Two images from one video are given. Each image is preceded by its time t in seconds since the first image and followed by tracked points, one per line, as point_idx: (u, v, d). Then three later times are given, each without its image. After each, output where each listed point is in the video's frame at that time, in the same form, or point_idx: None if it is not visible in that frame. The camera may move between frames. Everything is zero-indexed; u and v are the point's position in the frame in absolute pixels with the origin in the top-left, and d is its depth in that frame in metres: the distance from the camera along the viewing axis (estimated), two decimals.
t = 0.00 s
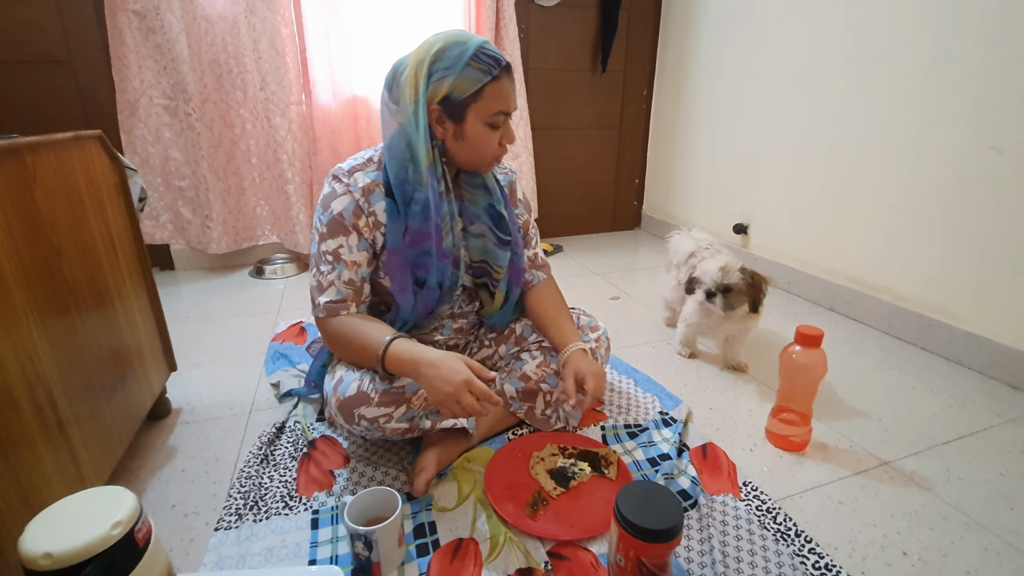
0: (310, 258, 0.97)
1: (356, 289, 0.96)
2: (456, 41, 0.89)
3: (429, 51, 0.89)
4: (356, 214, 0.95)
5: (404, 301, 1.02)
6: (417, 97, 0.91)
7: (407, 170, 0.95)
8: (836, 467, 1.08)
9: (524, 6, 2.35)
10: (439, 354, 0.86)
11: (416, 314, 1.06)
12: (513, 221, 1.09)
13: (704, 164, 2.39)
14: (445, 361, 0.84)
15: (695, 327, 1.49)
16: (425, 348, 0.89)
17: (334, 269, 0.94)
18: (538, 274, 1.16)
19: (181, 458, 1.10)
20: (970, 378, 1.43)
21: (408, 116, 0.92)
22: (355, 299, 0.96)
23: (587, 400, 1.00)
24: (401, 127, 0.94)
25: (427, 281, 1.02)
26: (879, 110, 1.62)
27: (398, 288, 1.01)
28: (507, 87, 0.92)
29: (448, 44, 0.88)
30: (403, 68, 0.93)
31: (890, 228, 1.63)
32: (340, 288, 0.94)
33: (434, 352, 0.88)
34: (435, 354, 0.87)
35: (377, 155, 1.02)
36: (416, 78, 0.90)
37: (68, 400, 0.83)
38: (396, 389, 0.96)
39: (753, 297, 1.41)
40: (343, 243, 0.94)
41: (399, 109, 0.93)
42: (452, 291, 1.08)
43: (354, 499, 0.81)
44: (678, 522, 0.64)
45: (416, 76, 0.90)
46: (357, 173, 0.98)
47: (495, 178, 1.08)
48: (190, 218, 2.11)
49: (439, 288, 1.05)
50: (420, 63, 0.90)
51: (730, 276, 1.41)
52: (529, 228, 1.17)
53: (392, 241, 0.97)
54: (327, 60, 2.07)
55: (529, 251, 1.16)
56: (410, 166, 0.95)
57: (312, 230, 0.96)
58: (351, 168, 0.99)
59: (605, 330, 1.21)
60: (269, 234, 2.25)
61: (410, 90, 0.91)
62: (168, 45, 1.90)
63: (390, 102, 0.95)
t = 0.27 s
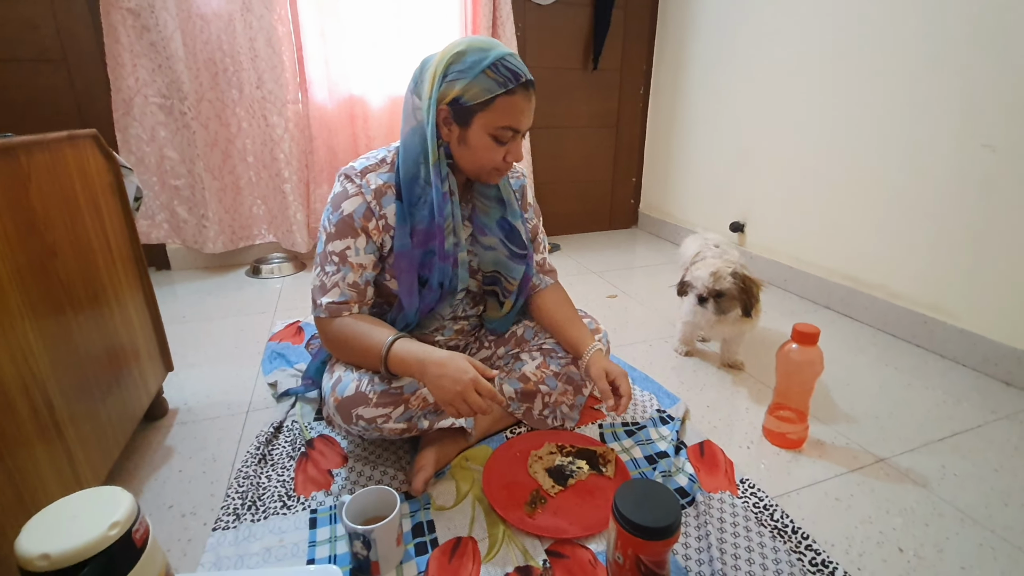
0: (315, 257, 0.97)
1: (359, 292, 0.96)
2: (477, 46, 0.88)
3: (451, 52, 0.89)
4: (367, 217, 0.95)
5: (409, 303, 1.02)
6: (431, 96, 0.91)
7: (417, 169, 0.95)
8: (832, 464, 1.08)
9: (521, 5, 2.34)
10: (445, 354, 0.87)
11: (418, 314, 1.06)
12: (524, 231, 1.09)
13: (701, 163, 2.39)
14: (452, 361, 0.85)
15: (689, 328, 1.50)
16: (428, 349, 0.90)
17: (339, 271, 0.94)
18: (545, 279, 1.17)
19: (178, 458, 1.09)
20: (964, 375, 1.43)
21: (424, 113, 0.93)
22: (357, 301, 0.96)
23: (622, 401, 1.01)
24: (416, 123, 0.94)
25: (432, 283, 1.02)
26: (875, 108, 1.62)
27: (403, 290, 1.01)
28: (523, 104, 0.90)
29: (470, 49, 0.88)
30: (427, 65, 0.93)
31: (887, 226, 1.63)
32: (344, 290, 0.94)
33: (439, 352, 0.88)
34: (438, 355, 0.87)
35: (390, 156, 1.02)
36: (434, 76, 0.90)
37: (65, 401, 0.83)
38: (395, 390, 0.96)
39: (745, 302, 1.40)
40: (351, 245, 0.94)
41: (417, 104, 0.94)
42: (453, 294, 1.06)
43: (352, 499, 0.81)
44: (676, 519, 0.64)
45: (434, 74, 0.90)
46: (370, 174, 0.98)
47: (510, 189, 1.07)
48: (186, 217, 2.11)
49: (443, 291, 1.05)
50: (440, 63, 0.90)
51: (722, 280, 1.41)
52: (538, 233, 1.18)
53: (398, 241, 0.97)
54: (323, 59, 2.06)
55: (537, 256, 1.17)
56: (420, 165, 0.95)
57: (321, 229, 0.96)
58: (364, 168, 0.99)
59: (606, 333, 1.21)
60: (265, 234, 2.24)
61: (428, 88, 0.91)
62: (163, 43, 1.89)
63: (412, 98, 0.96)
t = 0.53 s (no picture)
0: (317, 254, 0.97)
1: (361, 291, 0.96)
2: (484, 48, 0.87)
3: (457, 53, 0.88)
4: (371, 216, 0.95)
5: (410, 303, 1.02)
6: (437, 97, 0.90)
7: (421, 170, 0.95)
8: (830, 461, 1.09)
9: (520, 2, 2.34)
10: (447, 354, 0.87)
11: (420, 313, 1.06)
12: (527, 232, 1.09)
13: (699, 160, 2.39)
14: (454, 363, 0.86)
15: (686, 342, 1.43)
16: (428, 349, 0.90)
17: (341, 270, 0.94)
18: (544, 278, 1.17)
19: (176, 456, 1.09)
20: (962, 372, 1.44)
21: (429, 113, 0.92)
22: (358, 300, 0.97)
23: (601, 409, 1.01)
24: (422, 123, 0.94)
25: (433, 283, 1.03)
26: (873, 106, 1.62)
27: (405, 289, 1.01)
28: (528, 106, 0.90)
29: (477, 50, 0.87)
30: (433, 65, 0.92)
31: (885, 224, 1.63)
32: (345, 289, 0.94)
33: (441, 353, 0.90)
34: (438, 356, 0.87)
35: (394, 155, 1.01)
36: (440, 78, 0.89)
37: (63, 399, 0.83)
38: (393, 388, 0.96)
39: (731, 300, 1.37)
40: (354, 244, 0.94)
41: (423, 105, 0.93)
42: (456, 295, 1.07)
43: (351, 496, 0.81)
44: (674, 516, 0.64)
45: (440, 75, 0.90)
46: (374, 173, 0.98)
47: (514, 188, 1.07)
48: (184, 215, 2.10)
49: (444, 291, 1.06)
50: (446, 64, 0.89)
51: (705, 282, 1.36)
52: (539, 231, 1.18)
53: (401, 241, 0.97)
54: (321, 56, 2.06)
55: (538, 255, 1.18)
56: (425, 166, 0.95)
57: (323, 227, 0.96)
58: (368, 167, 0.98)
59: (605, 331, 1.20)
60: (263, 231, 2.23)
61: (433, 89, 0.91)
62: (160, 40, 1.89)
63: (417, 96, 0.95)
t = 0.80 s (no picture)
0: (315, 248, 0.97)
1: (359, 285, 0.96)
2: (485, 44, 0.87)
3: (456, 48, 0.88)
4: (369, 210, 0.95)
5: (409, 298, 1.02)
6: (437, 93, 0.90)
7: (421, 166, 0.95)
8: (830, 457, 1.09)
9: None
10: (448, 347, 0.87)
11: (418, 308, 1.07)
12: (523, 223, 1.10)
13: (700, 156, 2.39)
14: (455, 356, 0.86)
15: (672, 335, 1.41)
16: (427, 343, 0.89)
17: (340, 264, 0.94)
18: (542, 272, 1.17)
19: (177, 452, 1.09)
20: (962, 368, 1.44)
21: (427, 109, 0.92)
22: (358, 294, 0.96)
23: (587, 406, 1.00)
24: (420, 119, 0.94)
25: (432, 278, 1.03)
26: (874, 102, 1.62)
27: (404, 285, 1.01)
28: (528, 100, 0.90)
29: (476, 46, 0.87)
30: (430, 60, 0.92)
31: (886, 220, 1.63)
32: (344, 283, 0.94)
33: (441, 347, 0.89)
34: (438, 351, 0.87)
35: (391, 148, 1.01)
36: (440, 74, 0.89)
37: (62, 395, 0.83)
38: (393, 382, 0.96)
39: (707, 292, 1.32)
40: (352, 238, 0.94)
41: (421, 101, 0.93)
42: (456, 290, 1.07)
43: (351, 492, 0.81)
44: (673, 510, 0.64)
45: (439, 71, 0.89)
46: (371, 167, 0.97)
47: (510, 180, 1.08)
48: (183, 211, 2.10)
49: (443, 285, 1.06)
50: (445, 60, 0.89)
51: (682, 270, 1.33)
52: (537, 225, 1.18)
53: (400, 237, 0.97)
54: (321, 52, 2.05)
55: (536, 249, 1.18)
56: (424, 162, 0.95)
57: (321, 221, 0.96)
58: (365, 161, 0.98)
59: (605, 326, 1.20)
60: (263, 228, 2.23)
61: (432, 86, 0.90)
62: (159, 36, 1.88)
63: (414, 92, 0.95)
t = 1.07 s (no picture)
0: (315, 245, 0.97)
1: (359, 281, 0.96)
2: (480, 37, 0.87)
3: (451, 43, 0.88)
4: (366, 206, 0.94)
5: (409, 294, 1.02)
6: (434, 89, 0.90)
7: (419, 162, 0.94)
8: (832, 453, 1.09)
9: None
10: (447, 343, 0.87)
11: (418, 305, 1.06)
12: (521, 216, 1.10)
13: (701, 152, 2.38)
14: (455, 351, 0.86)
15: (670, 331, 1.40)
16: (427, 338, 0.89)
17: (339, 259, 0.94)
18: (542, 269, 1.17)
19: (178, 449, 1.10)
20: (963, 365, 1.43)
21: (423, 105, 0.92)
22: (357, 290, 0.96)
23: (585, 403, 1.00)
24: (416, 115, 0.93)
25: (432, 274, 1.02)
26: (876, 98, 1.61)
27: (404, 281, 1.00)
28: (526, 92, 0.90)
29: (472, 40, 0.87)
30: (425, 55, 0.91)
31: (888, 216, 1.62)
32: (344, 279, 0.94)
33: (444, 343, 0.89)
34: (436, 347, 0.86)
35: (389, 144, 1.01)
36: (435, 69, 0.89)
37: (63, 392, 0.83)
38: (394, 379, 0.96)
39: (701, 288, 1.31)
40: (350, 234, 0.94)
41: (417, 96, 0.93)
42: (456, 286, 1.07)
43: (353, 489, 0.81)
44: (676, 507, 0.64)
45: (435, 67, 0.89)
46: (368, 163, 0.97)
47: (508, 174, 1.08)
48: (184, 208, 2.10)
49: (443, 282, 1.06)
50: (440, 54, 0.89)
51: (678, 262, 1.32)
52: (536, 222, 1.18)
53: (399, 232, 0.97)
54: (320, 47, 2.05)
55: (536, 246, 1.18)
56: (422, 158, 0.94)
57: (320, 217, 0.96)
58: (362, 157, 0.98)
59: (605, 322, 1.20)
60: (264, 224, 2.23)
61: (428, 81, 0.90)
62: (158, 33, 1.87)
63: (409, 89, 0.94)
